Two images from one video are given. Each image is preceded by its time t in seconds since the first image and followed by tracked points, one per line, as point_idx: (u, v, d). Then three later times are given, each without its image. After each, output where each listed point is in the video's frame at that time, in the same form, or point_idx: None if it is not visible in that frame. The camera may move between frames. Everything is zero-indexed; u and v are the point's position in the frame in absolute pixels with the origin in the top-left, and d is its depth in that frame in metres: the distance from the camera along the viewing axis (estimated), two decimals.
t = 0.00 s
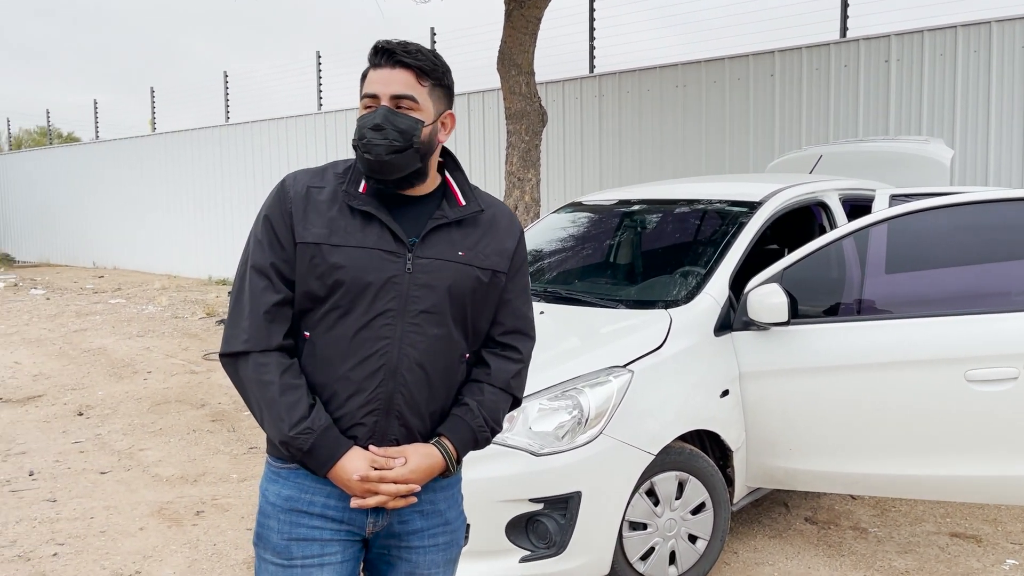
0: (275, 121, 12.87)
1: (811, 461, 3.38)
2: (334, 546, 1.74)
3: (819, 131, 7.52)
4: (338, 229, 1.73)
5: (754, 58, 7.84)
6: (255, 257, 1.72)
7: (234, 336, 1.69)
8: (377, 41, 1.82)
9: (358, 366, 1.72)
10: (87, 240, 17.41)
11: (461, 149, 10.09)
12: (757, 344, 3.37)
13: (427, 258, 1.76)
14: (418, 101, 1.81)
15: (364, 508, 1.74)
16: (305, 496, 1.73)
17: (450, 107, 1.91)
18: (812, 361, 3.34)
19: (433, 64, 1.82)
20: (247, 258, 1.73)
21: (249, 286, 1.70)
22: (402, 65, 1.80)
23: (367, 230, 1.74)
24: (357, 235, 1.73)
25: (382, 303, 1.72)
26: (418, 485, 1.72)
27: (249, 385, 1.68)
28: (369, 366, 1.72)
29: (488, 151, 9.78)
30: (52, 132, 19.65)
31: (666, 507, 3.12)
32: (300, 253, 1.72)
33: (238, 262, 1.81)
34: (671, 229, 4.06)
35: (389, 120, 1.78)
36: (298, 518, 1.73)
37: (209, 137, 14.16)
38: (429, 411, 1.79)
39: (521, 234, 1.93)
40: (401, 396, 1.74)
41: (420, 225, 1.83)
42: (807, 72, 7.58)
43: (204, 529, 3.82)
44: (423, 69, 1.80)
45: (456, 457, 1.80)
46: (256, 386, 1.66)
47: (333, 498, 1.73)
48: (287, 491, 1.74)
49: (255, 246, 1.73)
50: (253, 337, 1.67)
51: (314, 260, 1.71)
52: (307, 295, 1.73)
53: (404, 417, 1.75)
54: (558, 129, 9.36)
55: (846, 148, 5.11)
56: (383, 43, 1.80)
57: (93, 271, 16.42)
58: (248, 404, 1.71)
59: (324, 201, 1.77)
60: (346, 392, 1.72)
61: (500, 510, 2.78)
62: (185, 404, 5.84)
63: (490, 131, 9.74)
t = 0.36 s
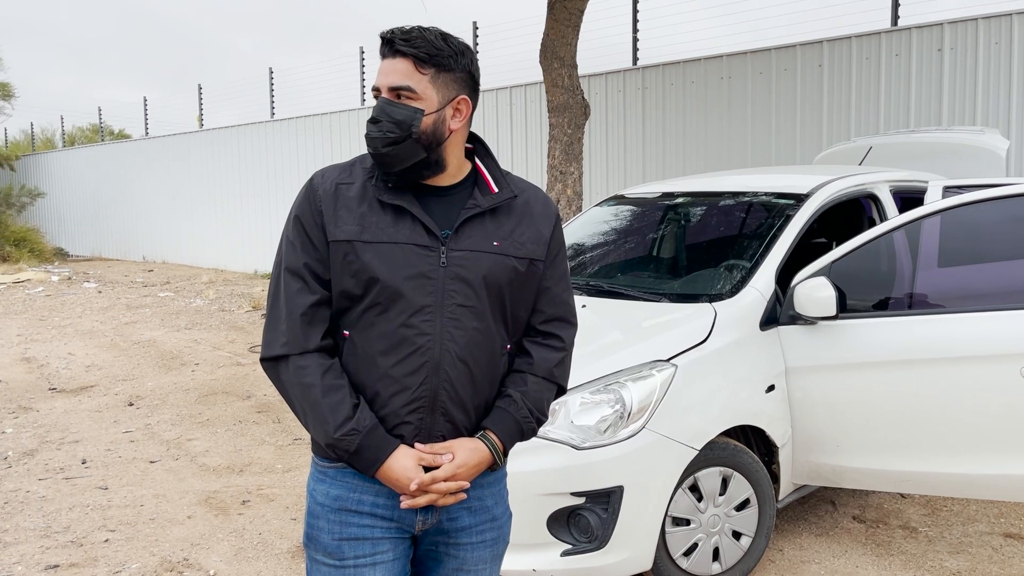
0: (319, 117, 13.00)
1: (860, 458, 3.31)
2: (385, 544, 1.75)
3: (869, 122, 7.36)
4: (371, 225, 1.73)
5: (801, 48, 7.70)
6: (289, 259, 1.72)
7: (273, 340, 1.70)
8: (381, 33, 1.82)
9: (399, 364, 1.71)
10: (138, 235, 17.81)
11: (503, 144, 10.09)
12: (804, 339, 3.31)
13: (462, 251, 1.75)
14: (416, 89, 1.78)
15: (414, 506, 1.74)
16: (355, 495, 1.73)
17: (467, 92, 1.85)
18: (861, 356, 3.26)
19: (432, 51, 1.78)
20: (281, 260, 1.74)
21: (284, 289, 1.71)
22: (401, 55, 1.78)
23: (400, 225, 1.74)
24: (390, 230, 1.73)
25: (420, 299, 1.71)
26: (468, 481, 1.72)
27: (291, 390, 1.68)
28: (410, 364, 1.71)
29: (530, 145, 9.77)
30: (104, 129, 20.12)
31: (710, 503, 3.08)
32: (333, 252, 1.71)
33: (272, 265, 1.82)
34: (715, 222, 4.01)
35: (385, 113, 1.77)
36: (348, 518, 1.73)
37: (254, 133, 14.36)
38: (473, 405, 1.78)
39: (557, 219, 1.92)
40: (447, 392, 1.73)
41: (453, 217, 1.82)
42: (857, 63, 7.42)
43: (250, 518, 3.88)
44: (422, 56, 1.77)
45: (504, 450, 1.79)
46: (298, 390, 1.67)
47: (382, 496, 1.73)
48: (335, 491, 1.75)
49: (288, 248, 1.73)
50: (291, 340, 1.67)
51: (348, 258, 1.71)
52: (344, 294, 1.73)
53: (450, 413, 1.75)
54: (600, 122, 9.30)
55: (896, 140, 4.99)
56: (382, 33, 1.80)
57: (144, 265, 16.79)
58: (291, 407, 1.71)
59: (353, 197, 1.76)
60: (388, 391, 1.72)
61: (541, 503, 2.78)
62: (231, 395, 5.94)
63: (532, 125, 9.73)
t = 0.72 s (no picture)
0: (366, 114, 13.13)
1: (915, 461, 3.23)
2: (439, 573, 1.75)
3: (924, 116, 7.18)
4: (384, 241, 1.72)
5: (854, 41, 7.53)
6: (305, 289, 1.72)
7: (298, 375, 1.69)
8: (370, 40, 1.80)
9: (434, 381, 1.70)
10: (189, 230, 18.18)
11: (548, 139, 10.08)
12: (858, 338, 3.23)
13: (482, 255, 1.74)
14: (412, 93, 1.76)
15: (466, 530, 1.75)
16: (404, 525, 1.73)
17: (465, 90, 1.82)
18: (917, 356, 3.18)
19: (422, 51, 1.75)
20: (296, 291, 1.73)
21: (303, 320, 1.70)
22: (392, 59, 1.76)
23: (415, 237, 1.73)
24: (405, 243, 1.72)
25: (449, 310, 1.70)
26: (521, 490, 1.71)
27: (323, 423, 1.67)
28: (446, 380, 1.70)
29: (575, 141, 9.73)
30: (156, 127, 20.57)
31: (759, 504, 3.04)
32: (351, 274, 1.70)
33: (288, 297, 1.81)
34: (765, 219, 3.95)
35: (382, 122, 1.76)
36: (398, 550, 1.74)
37: (302, 130, 14.55)
38: (515, 415, 1.78)
39: (574, 210, 1.91)
40: (488, 404, 1.72)
41: (467, 222, 1.80)
42: (912, 55, 7.24)
43: (298, 511, 3.94)
44: (412, 58, 1.75)
45: (553, 456, 1.78)
46: (331, 423, 1.66)
47: (431, 522, 1.73)
48: (382, 522, 1.75)
49: (303, 278, 1.72)
50: (317, 372, 1.67)
51: (367, 278, 1.69)
52: (369, 314, 1.72)
53: (493, 424, 1.74)
54: (646, 117, 9.23)
55: (953, 135, 4.85)
56: (370, 40, 1.78)
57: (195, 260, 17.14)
58: (325, 441, 1.71)
59: (363, 215, 1.75)
60: (426, 410, 1.71)
61: (588, 502, 2.77)
62: (280, 389, 6.03)
63: (577, 120, 9.69)
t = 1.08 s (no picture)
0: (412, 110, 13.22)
1: (972, 462, 3.19)
2: None
3: (981, 112, 7.01)
4: (400, 245, 1.72)
5: (908, 34, 7.38)
6: (325, 301, 1.74)
7: (324, 388, 1.72)
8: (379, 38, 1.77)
9: (459, 383, 1.69)
10: (238, 224, 18.51)
11: (594, 134, 10.05)
12: (913, 338, 3.18)
13: (500, 251, 1.72)
14: (427, 92, 1.74)
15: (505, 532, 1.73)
16: (441, 530, 1.75)
17: (479, 83, 1.80)
18: (976, 356, 3.16)
19: (433, 49, 1.72)
20: (317, 303, 1.75)
21: (326, 332, 1.73)
22: (403, 58, 1.74)
23: (431, 238, 1.72)
24: (422, 244, 1.72)
25: (471, 309, 1.69)
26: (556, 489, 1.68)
27: (351, 432, 1.69)
28: (472, 382, 1.69)
29: (621, 136, 9.70)
30: (206, 124, 20.95)
31: (810, 503, 3.01)
32: (369, 282, 1.71)
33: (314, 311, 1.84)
34: (816, 216, 3.90)
35: (399, 124, 1.74)
36: (437, 554, 1.75)
37: (349, 126, 14.71)
38: (548, 413, 1.75)
39: (597, 195, 1.87)
40: (517, 402, 1.70)
41: (484, 218, 1.79)
42: (969, 48, 7.07)
43: (348, 501, 4.01)
44: (424, 56, 1.72)
45: (590, 453, 1.74)
46: (358, 433, 1.68)
47: (468, 526, 1.74)
48: (421, 528, 1.77)
49: (323, 289, 1.75)
50: (339, 384, 1.69)
51: (385, 283, 1.70)
52: (392, 319, 1.72)
53: (524, 422, 1.71)
54: (693, 112, 9.15)
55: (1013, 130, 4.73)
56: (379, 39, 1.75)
57: (244, 254, 17.46)
58: (357, 451, 1.72)
59: (378, 220, 1.76)
60: (453, 412, 1.70)
61: (637, 498, 2.78)
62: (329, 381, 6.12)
63: (623, 116, 9.66)
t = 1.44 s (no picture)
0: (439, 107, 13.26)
1: (1006, 464, 3.17)
2: None
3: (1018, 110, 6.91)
4: (425, 250, 1.73)
5: (943, 31, 7.29)
6: (351, 308, 1.77)
7: (351, 394, 1.75)
8: (431, 36, 1.73)
9: (485, 387, 1.70)
10: (266, 220, 18.69)
11: (623, 132, 10.03)
12: (948, 338, 3.15)
13: (524, 254, 1.71)
14: (486, 96, 1.75)
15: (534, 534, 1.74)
16: (469, 531, 1.76)
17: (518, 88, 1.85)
18: (1010, 357, 3.14)
19: (494, 54, 1.74)
20: (345, 310, 1.78)
21: (353, 339, 1.76)
22: (463, 60, 1.73)
23: (456, 243, 1.72)
24: (447, 250, 1.72)
25: (495, 313, 1.69)
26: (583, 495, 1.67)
27: (378, 436, 1.73)
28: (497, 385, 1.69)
29: (650, 134, 9.68)
30: (235, 120, 21.15)
31: (843, 504, 2.99)
32: (395, 288, 1.73)
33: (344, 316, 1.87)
34: (848, 215, 3.87)
35: (462, 127, 1.73)
36: (467, 554, 1.77)
37: (376, 123, 14.79)
38: (576, 416, 1.73)
39: (625, 192, 1.84)
40: (543, 406, 1.69)
41: (511, 222, 1.79)
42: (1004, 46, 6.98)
43: (378, 495, 4.05)
44: (486, 61, 1.73)
45: (618, 456, 1.73)
46: (384, 437, 1.71)
47: (497, 527, 1.75)
48: (450, 528, 1.79)
49: (350, 297, 1.77)
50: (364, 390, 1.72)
51: (410, 290, 1.72)
52: (418, 325, 1.74)
53: (551, 426, 1.70)
54: (722, 110, 9.11)
55: None
56: (435, 39, 1.73)
57: (271, 250, 17.61)
58: (385, 454, 1.75)
59: (403, 225, 1.76)
60: (480, 416, 1.71)
61: (669, 497, 2.79)
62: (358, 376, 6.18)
63: (652, 113, 9.63)
